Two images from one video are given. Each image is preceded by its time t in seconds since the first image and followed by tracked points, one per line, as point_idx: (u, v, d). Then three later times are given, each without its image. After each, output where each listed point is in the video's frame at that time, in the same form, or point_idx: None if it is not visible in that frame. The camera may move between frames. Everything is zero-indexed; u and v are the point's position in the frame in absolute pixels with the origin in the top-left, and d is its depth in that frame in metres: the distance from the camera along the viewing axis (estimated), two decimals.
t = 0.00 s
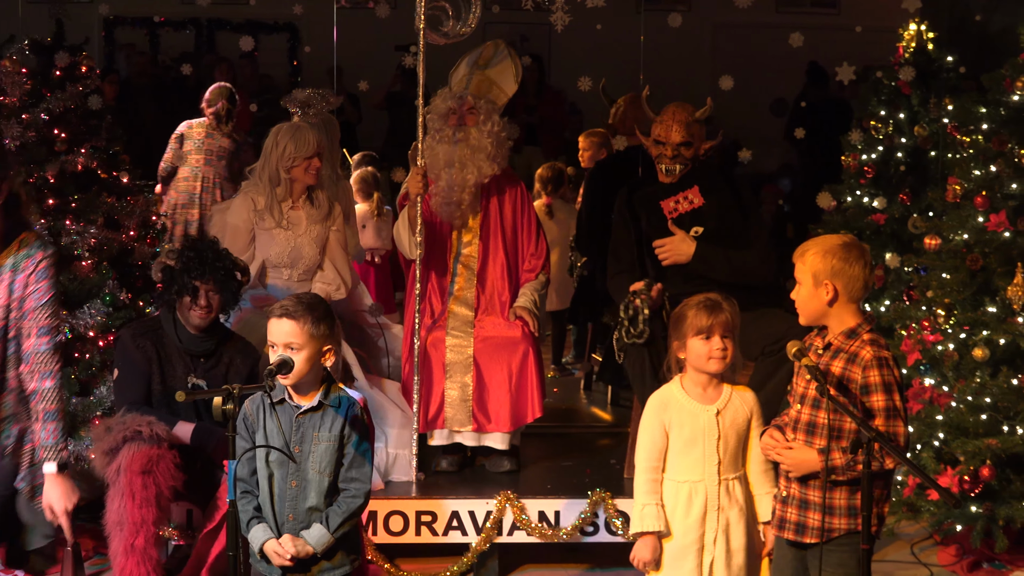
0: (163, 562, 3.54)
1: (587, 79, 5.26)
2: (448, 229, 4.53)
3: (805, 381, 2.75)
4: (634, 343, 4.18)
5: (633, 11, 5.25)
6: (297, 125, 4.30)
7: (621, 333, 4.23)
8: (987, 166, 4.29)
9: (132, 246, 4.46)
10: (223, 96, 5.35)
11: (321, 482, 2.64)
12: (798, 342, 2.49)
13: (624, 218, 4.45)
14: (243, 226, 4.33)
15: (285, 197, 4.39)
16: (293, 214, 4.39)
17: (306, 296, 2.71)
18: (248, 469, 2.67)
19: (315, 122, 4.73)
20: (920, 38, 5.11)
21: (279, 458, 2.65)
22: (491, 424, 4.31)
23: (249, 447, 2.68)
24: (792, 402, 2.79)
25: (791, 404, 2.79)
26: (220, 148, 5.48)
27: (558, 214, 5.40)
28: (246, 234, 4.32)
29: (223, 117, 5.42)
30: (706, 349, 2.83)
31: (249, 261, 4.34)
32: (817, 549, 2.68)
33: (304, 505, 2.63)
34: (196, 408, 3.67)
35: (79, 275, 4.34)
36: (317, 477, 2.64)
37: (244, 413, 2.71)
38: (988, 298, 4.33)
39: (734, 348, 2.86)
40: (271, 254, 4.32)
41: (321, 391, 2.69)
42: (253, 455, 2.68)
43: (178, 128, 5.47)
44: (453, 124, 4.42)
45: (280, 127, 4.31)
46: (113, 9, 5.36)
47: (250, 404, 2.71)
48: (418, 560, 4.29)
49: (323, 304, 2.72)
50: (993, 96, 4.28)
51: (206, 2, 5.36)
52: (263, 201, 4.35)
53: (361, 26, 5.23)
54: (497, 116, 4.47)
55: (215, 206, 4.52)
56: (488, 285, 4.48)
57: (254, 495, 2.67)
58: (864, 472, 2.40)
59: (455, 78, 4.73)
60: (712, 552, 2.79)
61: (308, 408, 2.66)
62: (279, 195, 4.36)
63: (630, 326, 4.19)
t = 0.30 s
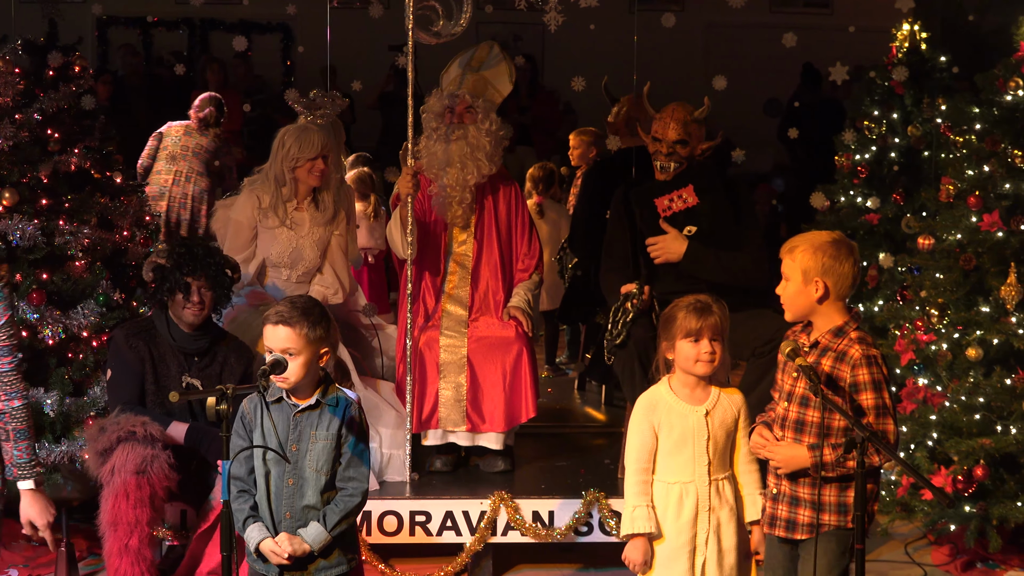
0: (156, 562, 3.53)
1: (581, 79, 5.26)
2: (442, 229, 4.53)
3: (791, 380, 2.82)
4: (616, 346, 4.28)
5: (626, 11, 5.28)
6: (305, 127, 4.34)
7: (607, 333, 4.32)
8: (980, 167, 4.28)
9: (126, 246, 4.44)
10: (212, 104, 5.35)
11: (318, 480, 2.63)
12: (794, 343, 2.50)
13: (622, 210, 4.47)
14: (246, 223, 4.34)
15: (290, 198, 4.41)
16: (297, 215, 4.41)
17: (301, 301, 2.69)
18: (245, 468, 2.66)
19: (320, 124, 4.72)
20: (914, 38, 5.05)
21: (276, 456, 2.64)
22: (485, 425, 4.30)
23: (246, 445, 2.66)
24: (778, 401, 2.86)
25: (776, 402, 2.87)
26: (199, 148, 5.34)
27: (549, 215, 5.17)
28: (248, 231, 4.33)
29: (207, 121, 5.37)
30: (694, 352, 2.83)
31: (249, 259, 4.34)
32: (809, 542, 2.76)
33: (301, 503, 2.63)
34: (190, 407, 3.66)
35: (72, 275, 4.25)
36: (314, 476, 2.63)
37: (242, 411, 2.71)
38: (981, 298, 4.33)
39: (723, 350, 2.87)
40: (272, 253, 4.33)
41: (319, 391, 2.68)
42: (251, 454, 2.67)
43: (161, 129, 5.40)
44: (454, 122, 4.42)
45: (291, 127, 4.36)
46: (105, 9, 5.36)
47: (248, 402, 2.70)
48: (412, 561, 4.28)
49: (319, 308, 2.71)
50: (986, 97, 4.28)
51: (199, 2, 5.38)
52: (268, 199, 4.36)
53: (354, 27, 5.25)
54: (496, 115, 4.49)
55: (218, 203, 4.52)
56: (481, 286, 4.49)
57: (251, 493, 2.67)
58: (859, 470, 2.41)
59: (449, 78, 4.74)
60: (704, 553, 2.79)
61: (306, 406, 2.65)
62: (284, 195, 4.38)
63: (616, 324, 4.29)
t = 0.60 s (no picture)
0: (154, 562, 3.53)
1: (577, 79, 5.26)
2: (439, 230, 4.52)
3: (795, 381, 2.82)
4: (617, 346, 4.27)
5: (623, 11, 5.29)
6: (309, 126, 4.35)
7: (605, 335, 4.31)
8: (976, 166, 4.30)
9: (123, 245, 4.40)
10: (196, 104, 5.44)
11: (319, 478, 2.63)
12: (789, 342, 2.51)
13: (619, 216, 4.50)
14: (249, 221, 4.34)
15: (294, 197, 4.41)
16: (300, 215, 4.41)
17: (302, 298, 2.67)
18: (245, 468, 2.65)
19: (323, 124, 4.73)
20: (910, 38, 5.12)
21: (276, 455, 2.64)
22: (482, 424, 4.30)
23: (245, 445, 2.66)
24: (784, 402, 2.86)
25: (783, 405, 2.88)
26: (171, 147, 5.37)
27: (545, 215, 5.26)
28: (251, 229, 4.33)
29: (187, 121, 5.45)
30: (685, 352, 2.83)
31: (251, 257, 4.34)
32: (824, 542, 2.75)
33: (303, 502, 2.63)
34: (186, 406, 3.66)
35: (69, 274, 4.23)
36: (315, 475, 2.63)
37: (241, 411, 2.70)
38: (978, 297, 4.32)
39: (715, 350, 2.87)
40: (275, 252, 4.33)
41: (319, 390, 2.68)
42: (251, 454, 2.66)
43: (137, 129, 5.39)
44: (447, 127, 4.44)
45: (298, 126, 4.36)
46: (102, 8, 5.36)
47: (246, 402, 2.69)
48: (408, 561, 4.28)
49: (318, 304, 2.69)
50: (983, 96, 4.26)
51: (196, 2, 5.39)
52: (273, 198, 4.36)
53: (351, 26, 5.25)
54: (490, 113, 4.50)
55: (221, 200, 4.52)
56: (478, 286, 4.48)
57: (251, 493, 2.65)
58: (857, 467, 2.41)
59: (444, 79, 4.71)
60: (697, 553, 2.78)
61: (305, 405, 2.65)
62: (289, 194, 4.38)
63: (615, 328, 4.28)
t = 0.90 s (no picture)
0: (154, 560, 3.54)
1: (577, 77, 5.27)
2: (441, 232, 4.51)
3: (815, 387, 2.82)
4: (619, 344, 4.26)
5: (623, 10, 5.28)
6: (306, 123, 4.33)
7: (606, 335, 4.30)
8: (976, 165, 4.29)
9: (123, 244, 4.38)
10: (177, 100, 5.38)
11: (319, 477, 2.63)
12: (792, 343, 2.58)
13: (613, 219, 4.50)
14: (248, 220, 4.32)
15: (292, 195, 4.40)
16: (299, 213, 4.40)
17: (299, 297, 2.66)
18: (245, 466, 2.65)
19: (323, 119, 4.70)
20: (911, 37, 5.12)
21: (276, 453, 2.63)
22: (483, 423, 4.30)
23: (245, 443, 2.66)
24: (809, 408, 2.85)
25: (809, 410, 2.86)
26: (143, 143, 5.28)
27: (546, 213, 5.31)
28: (251, 228, 4.32)
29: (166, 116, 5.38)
30: (683, 351, 2.84)
31: (251, 256, 4.33)
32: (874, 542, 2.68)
33: (301, 500, 2.63)
34: (186, 405, 3.65)
35: (69, 273, 4.23)
36: (315, 473, 2.63)
37: (241, 408, 2.69)
38: (978, 296, 4.32)
39: (714, 350, 2.87)
40: (275, 250, 4.32)
41: (319, 387, 2.68)
42: (251, 452, 2.66)
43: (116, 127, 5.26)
44: (452, 133, 4.45)
45: (294, 123, 4.33)
46: (102, 7, 5.37)
47: (246, 400, 2.69)
48: (408, 560, 4.28)
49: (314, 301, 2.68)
50: (983, 95, 4.26)
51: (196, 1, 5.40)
52: (272, 196, 4.35)
53: (351, 25, 5.25)
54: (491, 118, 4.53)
55: (219, 198, 4.50)
56: (479, 286, 4.48)
57: (251, 491, 2.65)
58: (855, 465, 2.44)
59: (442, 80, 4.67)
60: (695, 551, 2.79)
61: (306, 403, 2.65)
62: (287, 192, 4.37)
63: (616, 327, 4.27)
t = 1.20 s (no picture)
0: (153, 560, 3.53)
1: (577, 77, 5.27)
2: (442, 234, 4.51)
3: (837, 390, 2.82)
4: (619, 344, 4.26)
5: (623, 9, 5.28)
6: (288, 120, 4.35)
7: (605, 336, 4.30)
8: (976, 165, 4.29)
9: (123, 244, 4.38)
10: (172, 94, 5.44)
11: (319, 477, 2.63)
12: (790, 344, 2.61)
13: (606, 219, 4.52)
14: (239, 220, 4.33)
15: (281, 193, 4.40)
16: (290, 210, 4.39)
17: (295, 298, 2.65)
18: (244, 467, 2.65)
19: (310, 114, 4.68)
20: (911, 36, 5.13)
21: (275, 453, 2.63)
22: (483, 423, 4.30)
23: (244, 443, 2.65)
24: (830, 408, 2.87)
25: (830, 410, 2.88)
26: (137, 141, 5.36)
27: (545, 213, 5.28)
28: (242, 228, 4.33)
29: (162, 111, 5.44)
30: (686, 352, 2.84)
31: (244, 255, 4.34)
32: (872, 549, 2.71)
33: (301, 500, 2.62)
34: (185, 406, 3.64)
35: (69, 273, 4.23)
36: (316, 473, 2.63)
37: (240, 408, 2.69)
38: (978, 296, 4.31)
39: (716, 351, 2.87)
40: (267, 249, 4.32)
41: (318, 387, 2.68)
42: (250, 452, 2.65)
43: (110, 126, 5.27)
44: (452, 137, 4.45)
45: (278, 121, 4.38)
46: (102, 6, 5.39)
47: (245, 399, 2.68)
48: (409, 560, 4.27)
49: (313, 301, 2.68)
50: (982, 95, 4.26)
51: (196, 1, 5.41)
52: (259, 194, 4.35)
53: (351, 25, 5.26)
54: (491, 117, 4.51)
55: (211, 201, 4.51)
56: (479, 286, 4.47)
57: (250, 491, 2.65)
58: (855, 466, 2.47)
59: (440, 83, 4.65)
60: (697, 552, 2.79)
61: (306, 403, 2.65)
62: (275, 190, 4.37)
63: (615, 328, 4.27)
